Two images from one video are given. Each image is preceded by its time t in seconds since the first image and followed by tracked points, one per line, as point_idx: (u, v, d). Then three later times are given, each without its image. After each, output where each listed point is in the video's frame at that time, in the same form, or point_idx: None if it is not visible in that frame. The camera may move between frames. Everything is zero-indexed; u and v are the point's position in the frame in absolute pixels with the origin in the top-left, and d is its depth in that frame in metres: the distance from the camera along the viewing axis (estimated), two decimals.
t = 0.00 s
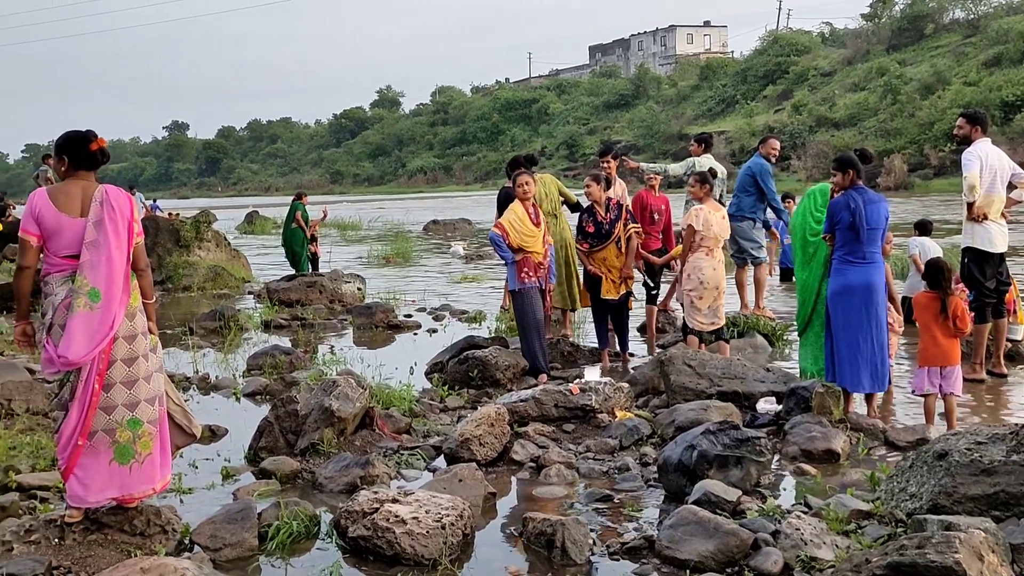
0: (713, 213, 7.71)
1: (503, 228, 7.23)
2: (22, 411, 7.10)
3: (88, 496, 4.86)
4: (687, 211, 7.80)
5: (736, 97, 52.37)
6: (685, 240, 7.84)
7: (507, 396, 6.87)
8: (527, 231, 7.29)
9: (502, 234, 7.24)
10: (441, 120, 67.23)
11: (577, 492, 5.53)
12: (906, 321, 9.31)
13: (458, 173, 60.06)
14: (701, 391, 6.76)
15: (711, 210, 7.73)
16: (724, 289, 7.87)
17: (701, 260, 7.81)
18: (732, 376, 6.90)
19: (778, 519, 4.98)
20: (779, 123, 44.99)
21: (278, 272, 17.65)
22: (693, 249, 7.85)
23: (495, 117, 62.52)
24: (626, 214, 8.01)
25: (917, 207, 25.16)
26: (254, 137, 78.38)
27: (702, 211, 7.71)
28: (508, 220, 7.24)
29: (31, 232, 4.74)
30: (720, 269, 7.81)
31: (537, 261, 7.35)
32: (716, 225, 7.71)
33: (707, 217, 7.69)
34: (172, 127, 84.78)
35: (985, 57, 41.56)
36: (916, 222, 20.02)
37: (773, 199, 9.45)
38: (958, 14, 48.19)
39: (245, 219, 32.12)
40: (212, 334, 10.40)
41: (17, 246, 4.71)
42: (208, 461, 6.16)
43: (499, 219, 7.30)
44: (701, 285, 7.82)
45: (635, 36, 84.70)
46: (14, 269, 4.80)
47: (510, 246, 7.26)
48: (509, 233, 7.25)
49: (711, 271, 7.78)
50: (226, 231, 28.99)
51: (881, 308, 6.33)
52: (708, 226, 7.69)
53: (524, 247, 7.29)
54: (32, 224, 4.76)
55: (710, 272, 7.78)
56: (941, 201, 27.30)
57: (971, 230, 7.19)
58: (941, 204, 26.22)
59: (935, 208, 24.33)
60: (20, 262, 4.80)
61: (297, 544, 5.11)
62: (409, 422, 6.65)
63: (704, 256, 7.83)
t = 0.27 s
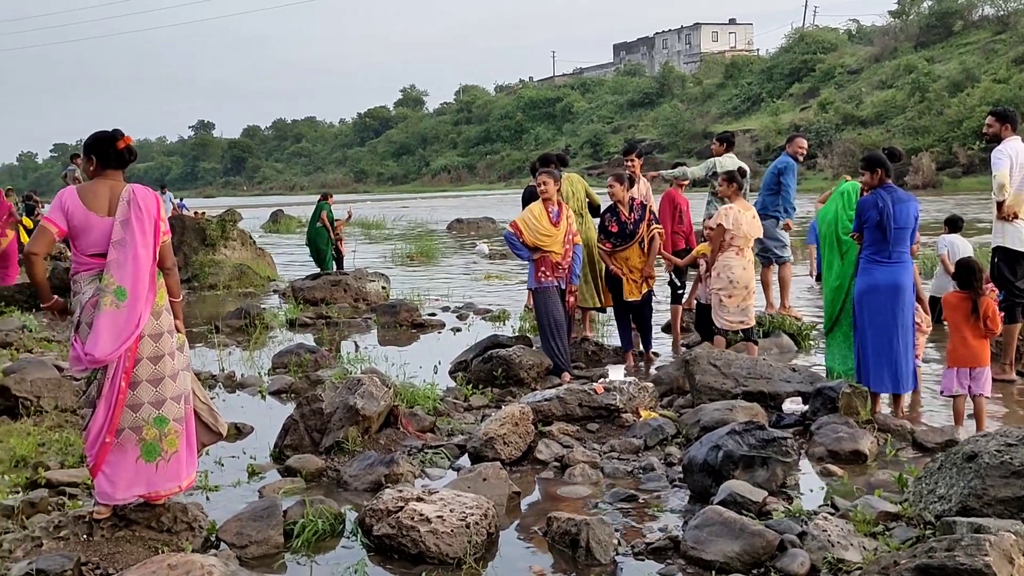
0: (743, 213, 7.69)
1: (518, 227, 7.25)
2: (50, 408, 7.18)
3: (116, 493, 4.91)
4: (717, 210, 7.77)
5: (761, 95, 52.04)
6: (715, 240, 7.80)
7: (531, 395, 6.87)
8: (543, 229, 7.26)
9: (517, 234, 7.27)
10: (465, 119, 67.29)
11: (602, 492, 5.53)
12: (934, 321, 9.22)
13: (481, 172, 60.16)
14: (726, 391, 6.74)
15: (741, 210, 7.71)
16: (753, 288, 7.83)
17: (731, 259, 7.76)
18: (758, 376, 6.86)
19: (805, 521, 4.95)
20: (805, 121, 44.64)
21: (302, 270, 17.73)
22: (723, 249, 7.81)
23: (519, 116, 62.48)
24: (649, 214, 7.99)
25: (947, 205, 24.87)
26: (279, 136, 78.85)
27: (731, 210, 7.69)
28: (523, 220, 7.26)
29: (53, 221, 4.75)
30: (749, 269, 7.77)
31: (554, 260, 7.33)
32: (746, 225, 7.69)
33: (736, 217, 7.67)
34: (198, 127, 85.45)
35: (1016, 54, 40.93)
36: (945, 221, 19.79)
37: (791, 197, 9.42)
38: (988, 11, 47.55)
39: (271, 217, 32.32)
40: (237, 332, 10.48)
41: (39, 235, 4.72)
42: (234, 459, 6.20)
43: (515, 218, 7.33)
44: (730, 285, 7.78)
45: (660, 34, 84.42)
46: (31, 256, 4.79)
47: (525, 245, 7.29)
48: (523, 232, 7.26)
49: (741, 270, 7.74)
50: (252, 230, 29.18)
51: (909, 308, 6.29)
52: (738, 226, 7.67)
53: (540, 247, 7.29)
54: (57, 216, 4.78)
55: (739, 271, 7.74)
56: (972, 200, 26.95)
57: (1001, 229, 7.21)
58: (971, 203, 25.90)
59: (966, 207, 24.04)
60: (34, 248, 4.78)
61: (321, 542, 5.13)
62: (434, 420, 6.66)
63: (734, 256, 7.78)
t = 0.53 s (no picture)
0: (765, 213, 7.66)
1: (537, 226, 7.27)
2: (78, 404, 7.24)
3: (143, 489, 4.94)
4: (740, 209, 7.74)
5: (786, 93, 51.71)
6: (738, 239, 7.78)
7: (555, 394, 6.87)
8: (562, 228, 7.23)
9: (537, 233, 7.28)
10: (488, 117, 67.32)
11: (626, 491, 5.52)
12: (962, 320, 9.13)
13: (505, 170, 60.23)
14: (751, 391, 6.71)
15: (765, 209, 7.68)
16: (777, 288, 7.79)
17: (754, 258, 7.73)
18: (783, 376, 6.83)
19: (831, 521, 4.92)
20: (831, 119, 44.30)
21: (326, 268, 17.79)
22: (746, 248, 7.78)
23: (542, 114, 62.41)
24: (671, 213, 7.97)
25: (977, 204, 24.59)
26: (303, 134, 79.23)
27: (754, 210, 7.67)
28: (543, 219, 7.27)
29: (73, 210, 4.77)
30: (773, 268, 7.73)
31: (575, 258, 7.31)
32: (769, 225, 7.65)
33: (759, 216, 7.64)
34: (223, 125, 86.08)
35: None
36: (976, 220, 19.56)
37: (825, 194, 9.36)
38: (1018, 7, 46.96)
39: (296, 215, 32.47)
40: (262, 330, 10.53)
41: (55, 218, 4.71)
42: (259, 456, 6.24)
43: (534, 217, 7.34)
44: (753, 284, 7.76)
45: (684, 31, 84.15)
46: (42, 236, 4.75)
47: (546, 245, 7.30)
48: (542, 231, 7.27)
49: (764, 270, 7.72)
50: (276, 228, 29.29)
51: (937, 307, 6.25)
52: (760, 225, 7.64)
53: (561, 245, 7.28)
54: (80, 206, 4.80)
55: (762, 271, 7.71)
56: (1002, 198, 26.63)
57: None
58: (1002, 202, 25.59)
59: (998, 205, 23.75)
60: (45, 228, 4.74)
61: (346, 539, 5.14)
62: (458, 419, 6.67)
63: (757, 255, 7.75)
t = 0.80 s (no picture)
0: (787, 210, 7.60)
1: (561, 223, 7.28)
2: (106, 399, 7.30)
3: (170, 484, 4.98)
4: (762, 207, 7.70)
5: (813, 89, 51.33)
6: (760, 237, 7.74)
7: (580, 391, 6.87)
8: (586, 225, 7.22)
9: (561, 230, 7.29)
10: (513, 114, 67.29)
11: (652, 489, 5.50)
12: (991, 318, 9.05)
13: (529, 167, 60.23)
14: (777, 389, 6.68)
15: (787, 207, 7.62)
16: (801, 285, 7.74)
17: (777, 256, 7.70)
18: (810, 374, 6.79)
19: (859, 521, 4.88)
20: (858, 115, 43.92)
21: (351, 265, 17.85)
22: (769, 245, 7.74)
23: (566, 111, 62.24)
24: (695, 209, 7.95)
25: (1010, 201, 24.28)
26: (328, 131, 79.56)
27: (776, 207, 7.62)
28: (566, 216, 7.27)
29: (104, 210, 4.82)
30: (796, 266, 7.69)
31: (599, 255, 7.29)
32: (791, 223, 7.59)
33: (781, 213, 7.59)
34: (249, 122, 86.63)
35: None
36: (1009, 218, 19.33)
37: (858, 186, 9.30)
38: None
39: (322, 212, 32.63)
40: (288, 326, 10.59)
41: (88, 221, 4.79)
42: (285, 452, 6.27)
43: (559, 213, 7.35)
44: (776, 281, 7.73)
45: (710, 28, 83.86)
46: (77, 240, 4.83)
47: (570, 241, 7.29)
48: (566, 228, 7.27)
49: (787, 268, 7.67)
50: (302, 225, 29.45)
51: (967, 305, 6.19)
52: (782, 223, 7.58)
53: (585, 242, 7.27)
54: (110, 206, 4.84)
55: (785, 268, 7.68)
56: None
57: None
58: None
59: None
60: (80, 231, 4.82)
61: (371, 535, 5.15)
62: (482, 416, 6.68)
63: (780, 253, 7.71)
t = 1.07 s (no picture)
0: (809, 209, 7.57)
1: (581, 222, 7.26)
2: (129, 396, 7.34)
3: (192, 481, 5.01)
4: (784, 206, 7.67)
5: (836, 87, 50.95)
6: (782, 236, 7.70)
7: (600, 390, 6.86)
8: (607, 223, 7.19)
9: (581, 229, 7.27)
10: (533, 113, 67.24)
11: (673, 489, 5.48)
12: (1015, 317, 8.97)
13: (549, 166, 60.26)
14: (799, 389, 6.65)
15: (808, 205, 7.59)
16: (823, 285, 7.70)
17: (798, 255, 7.67)
18: (832, 373, 6.75)
19: (882, 522, 4.85)
20: (882, 114, 43.56)
21: (370, 264, 17.89)
22: (790, 245, 7.70)
23: (587, 110, 62.01)
24: (714, 208, 7.92)
25: None
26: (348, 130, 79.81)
27: (797, 206, 7.59)
28: (587, 215, 7.25)
29: (126, 209, 4.84)
30: (818, 265, 7.64)
31: (621, 254, 7.24)
32: (812, 221, 7.56)
33: (802, 212, 7.56)
34: (270, 121, 87.02)
35: None
36: None
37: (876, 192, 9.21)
38: None
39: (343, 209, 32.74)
40: (308, 324, 10.63)
41: (110, 219, 4.82)
42: (306, 449, 6.29)
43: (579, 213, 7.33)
44: (797, 280, 7.69)
45: (732, 26, 83.62)
46: (100, 239, 4.86)
47: (591, 240, 7.26)
48: (587, 227, 7.25)
49: (809, 267, 7.64)
50: (323, 223, 29.53)
51: (991, 305, 6.13)
52: (804, 222, 7.55)
53: (606, 241, 7.23)
54: (132, 205, 4.86)
55: (807, 268, 7.64)
56: None
57: None
58: None
59: None
60: (104, 231, 4.86)
61: (392, 533, 5.16)
62: (502, 414, 6.68)
63: (802, 252, 7.67)
